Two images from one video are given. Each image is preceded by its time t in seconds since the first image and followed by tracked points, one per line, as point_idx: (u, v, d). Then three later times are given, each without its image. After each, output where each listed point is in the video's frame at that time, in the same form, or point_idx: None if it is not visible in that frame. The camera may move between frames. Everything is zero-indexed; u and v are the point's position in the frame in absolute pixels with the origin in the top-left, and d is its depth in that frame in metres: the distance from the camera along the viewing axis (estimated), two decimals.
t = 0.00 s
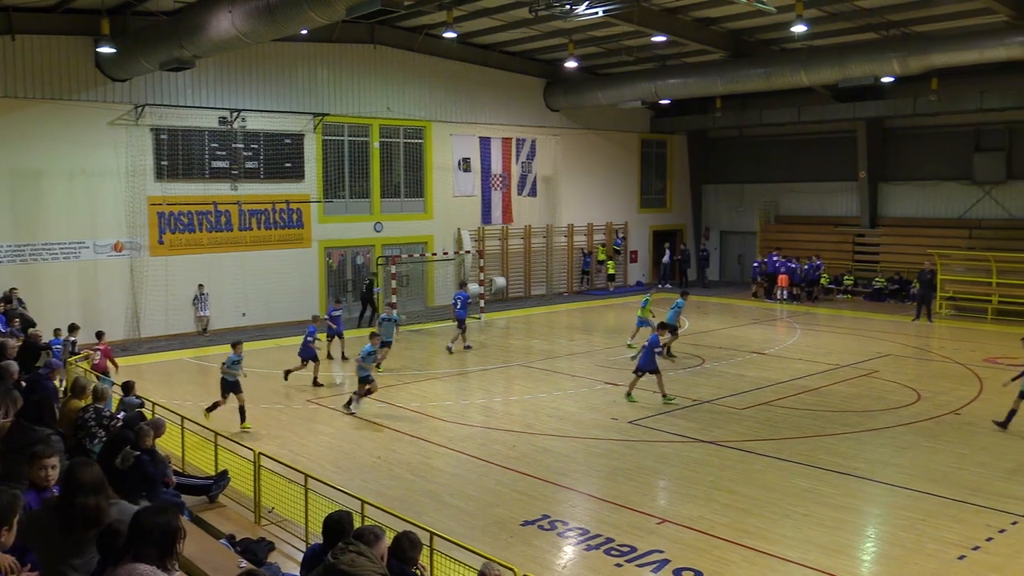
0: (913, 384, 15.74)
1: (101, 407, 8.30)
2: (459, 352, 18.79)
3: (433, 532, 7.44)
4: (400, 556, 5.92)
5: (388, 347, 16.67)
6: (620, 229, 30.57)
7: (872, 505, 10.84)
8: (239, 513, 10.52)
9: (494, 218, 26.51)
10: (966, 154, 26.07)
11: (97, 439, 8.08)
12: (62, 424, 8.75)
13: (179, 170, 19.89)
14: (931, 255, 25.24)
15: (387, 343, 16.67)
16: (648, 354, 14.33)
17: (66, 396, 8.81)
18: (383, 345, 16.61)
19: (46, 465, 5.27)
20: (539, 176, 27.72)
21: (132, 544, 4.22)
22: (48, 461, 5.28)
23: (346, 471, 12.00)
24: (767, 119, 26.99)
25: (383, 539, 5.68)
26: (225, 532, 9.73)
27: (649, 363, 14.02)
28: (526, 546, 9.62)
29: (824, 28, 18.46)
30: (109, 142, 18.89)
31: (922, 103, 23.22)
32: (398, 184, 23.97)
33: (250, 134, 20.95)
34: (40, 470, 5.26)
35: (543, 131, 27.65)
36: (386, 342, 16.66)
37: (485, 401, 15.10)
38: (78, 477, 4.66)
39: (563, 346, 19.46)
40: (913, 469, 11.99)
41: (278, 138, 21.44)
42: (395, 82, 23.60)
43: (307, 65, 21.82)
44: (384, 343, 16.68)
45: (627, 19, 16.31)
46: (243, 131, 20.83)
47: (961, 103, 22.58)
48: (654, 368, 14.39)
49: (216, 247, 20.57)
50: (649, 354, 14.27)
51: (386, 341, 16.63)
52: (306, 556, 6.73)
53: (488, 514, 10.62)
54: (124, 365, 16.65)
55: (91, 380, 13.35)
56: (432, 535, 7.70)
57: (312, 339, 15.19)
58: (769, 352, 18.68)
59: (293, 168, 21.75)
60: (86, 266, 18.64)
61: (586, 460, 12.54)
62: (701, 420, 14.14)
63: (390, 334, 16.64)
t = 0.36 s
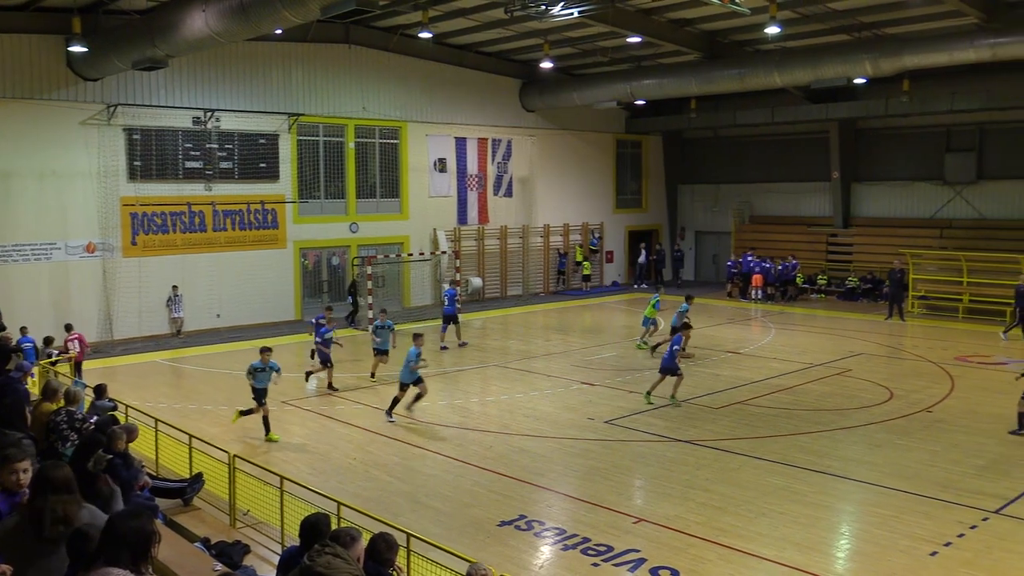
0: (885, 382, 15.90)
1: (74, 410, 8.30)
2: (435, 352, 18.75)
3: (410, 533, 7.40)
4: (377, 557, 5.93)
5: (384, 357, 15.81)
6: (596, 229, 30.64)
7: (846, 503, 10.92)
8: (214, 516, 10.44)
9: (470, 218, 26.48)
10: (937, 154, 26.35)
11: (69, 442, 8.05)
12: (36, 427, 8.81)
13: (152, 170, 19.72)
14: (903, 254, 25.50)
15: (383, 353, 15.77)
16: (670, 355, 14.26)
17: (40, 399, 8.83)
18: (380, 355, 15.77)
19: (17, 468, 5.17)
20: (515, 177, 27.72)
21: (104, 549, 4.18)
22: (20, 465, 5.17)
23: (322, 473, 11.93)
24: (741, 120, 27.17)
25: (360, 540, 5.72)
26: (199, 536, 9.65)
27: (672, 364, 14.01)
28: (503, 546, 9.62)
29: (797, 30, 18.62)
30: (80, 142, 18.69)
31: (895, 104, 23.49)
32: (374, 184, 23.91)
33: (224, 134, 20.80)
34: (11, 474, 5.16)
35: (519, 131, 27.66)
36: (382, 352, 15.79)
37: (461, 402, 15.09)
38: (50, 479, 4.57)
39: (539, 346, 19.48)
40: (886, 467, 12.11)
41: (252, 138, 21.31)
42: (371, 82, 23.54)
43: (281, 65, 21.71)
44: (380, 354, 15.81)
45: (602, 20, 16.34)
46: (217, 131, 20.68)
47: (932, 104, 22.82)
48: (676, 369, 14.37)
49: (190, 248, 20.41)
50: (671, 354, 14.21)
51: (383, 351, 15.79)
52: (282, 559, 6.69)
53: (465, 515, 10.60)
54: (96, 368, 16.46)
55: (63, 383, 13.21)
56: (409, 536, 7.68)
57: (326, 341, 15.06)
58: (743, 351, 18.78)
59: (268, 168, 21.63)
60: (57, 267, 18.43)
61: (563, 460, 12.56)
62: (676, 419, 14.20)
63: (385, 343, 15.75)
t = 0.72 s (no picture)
0: (862, 382, 16.06)
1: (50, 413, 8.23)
2: (413, 354, 18.71)
3: (390, 537, 7.37)
4: (356, 560, 5.92)
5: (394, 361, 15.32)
6: (575, 230, 30.71)
7: (824, 502, 10.99)
8: (191, 520, 10.34)
9: (450, 220, 26.46)
10: (912, 156, 26.59)
11: (45, 446, 8.02)
12: (8, 430, 8.68)
13: (129, 172, 19.56)
14: (879, 255, 25.73)
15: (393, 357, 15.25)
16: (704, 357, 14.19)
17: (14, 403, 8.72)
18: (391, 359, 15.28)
19: None
20: (493, 178, 27.72)
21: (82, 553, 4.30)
22: None
23: (302, 476, 11.87)
24: (720, 122, 27.31)
25: (338, 543, 5.68)
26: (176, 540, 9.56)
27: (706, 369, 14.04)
28: (484, 548, 9.62)
29: (774, 33, 18.75)
30: (55, 143, 18.50)
31: (871, 107, 23.69)
32: (352, 185, 23.84)
33: (201, 135, 20.65)
34: None
35: (498, 133, 27.66)
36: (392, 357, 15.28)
37: (441, 404, 15.06)
38: (24, 484, 4.74)
39: (519, 347, 19.49)
40: (863, 466, 12.21)
41: (229, 139, 21.18)
42: (349, 83, 23.47)
43: (259, 65, 21.59)
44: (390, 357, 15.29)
45: (580, 23, 16.38)
46: (194, 132, 20.53)
47: (907, 106, 23.05)
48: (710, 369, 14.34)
49: (166, 250, 20.25)
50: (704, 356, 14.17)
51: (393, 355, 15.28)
52: (260, 563, 6.66)
53: (445, 517, 10.58)
54: (72, 371, 16.29)
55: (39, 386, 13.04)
56: (387, 538, 7.67)
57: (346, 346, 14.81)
58: (722, 352, 18.88)
59: (246, 169, 21.51)
60: (31, 270, 18.23)
61: (543, 461, 12.56)
62: (655, 420, 14.25)
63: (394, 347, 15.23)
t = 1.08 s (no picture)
0: (850, 381, 16.12)
1: (36, 415, 8.19)
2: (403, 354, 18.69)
3: (379, 537, 7.35)
4: (345, 560, 5.84)
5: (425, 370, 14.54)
6: (564, 230, 30.74)
7: (812, 501, 11.02)
8: (179, 521, 10.30)
9: (438, 220, 26.44)
10: (900, 156, 26.70)
11: (32, 448, 7.98)
12: None
13: (116, 171, 19.48)
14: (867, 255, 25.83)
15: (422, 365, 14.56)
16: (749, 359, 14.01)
17: None
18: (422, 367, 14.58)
19: None
20: (482, 178, 27.73)
21: (76, 554, 4.36)
22: None
23: (290, 476, 11.83)
24: (708, 123, 27.38)
25: (326, 544, 5.67)
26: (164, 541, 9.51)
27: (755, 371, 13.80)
28: (473, 548, 9.60)
29: (763, 34, 18.80)
30: (41, 143, 18.40)
31: (858, 107, 23.79)
32: (341, 185, 23.80)
33: (189, 135, 20.57)
34: None
35: (487, 133, 27.68)
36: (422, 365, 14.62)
37: (430, 404, 15.04)
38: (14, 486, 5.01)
39: (509, 347, 19.49)
40: (851, 465, 12.25)
41: (217, 139, 21.11)
42: (337, 83, 23.42)
43: (247, 65, 21.53)
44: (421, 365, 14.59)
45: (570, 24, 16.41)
46: (182, 132, 20.46)
47: (895, 107, 23.16)
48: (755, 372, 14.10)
49: (154, 251, 20.18)
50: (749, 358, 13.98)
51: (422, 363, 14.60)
52: (249, 563, 6.63)
53: (434, 517, 10.55)
54: (59, 372, 16.23)
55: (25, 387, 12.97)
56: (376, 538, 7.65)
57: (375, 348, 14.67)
58: (710, 351, 18.91)
59: (234, 169, 21.44)
60: (18, 270, 18.13)
61: (532, 461, 12.56)
62: (644, 419, 14.26)
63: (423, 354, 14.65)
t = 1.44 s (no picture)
0: (825, 379, 16.23)
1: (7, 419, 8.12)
2: (380, 355, 18.62)
3: (355, 537, 7.31)
4: (321, 562, 5.82)
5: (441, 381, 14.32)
6: (541, 230, 30.77)
7: (789, 498, 11.09)
8: (154, 524, 10.20)
9: (416, 220, 26.39)
10: (874, 156, 26.95)
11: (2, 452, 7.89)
12: None
13: (89, 171, 19.28)
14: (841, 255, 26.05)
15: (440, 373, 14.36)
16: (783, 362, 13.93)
17: None
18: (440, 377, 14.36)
19: None
20: (459, 178, 27.71)
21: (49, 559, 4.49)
22: None
23: (266, 478, 11.76)
24: (685, 123, 27.51)
25: (303, 546, 5.69)
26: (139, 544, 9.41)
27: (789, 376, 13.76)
28: (451, 548, 9.58)
29: (738, 35, 18.90)
30: (13, 143, 18.18)
31: (832, 107, 23.98)
32: (317, 185, 23.70)
33: (163, 134, 20.40)
34: None
35: (464, 133, 27.65)
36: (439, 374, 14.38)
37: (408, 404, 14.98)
38: None
39: (486, 347, 19.46)
40: (827, 462, 12.33)
41: (192, 139, 20.95)
42: (313, 83, 23.32)
43: (222, 64, 21.38)
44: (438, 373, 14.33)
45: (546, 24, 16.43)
46: (156, 131, 20.28)
47: (869, 107, 23.37)
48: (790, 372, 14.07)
49: (128, 251, 19.99)
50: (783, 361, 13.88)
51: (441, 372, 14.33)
52: (224, 565, 6.64)
53: (411, 518, 10.51)
54: (31, 374, 16.05)
55: None
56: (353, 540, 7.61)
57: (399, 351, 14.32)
58: (687, 351, 18.97)
59: (209, 169, 21.29)
60: None
61: (510, 460, 12.55)
62: (621, 418, 14.29)
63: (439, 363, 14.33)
